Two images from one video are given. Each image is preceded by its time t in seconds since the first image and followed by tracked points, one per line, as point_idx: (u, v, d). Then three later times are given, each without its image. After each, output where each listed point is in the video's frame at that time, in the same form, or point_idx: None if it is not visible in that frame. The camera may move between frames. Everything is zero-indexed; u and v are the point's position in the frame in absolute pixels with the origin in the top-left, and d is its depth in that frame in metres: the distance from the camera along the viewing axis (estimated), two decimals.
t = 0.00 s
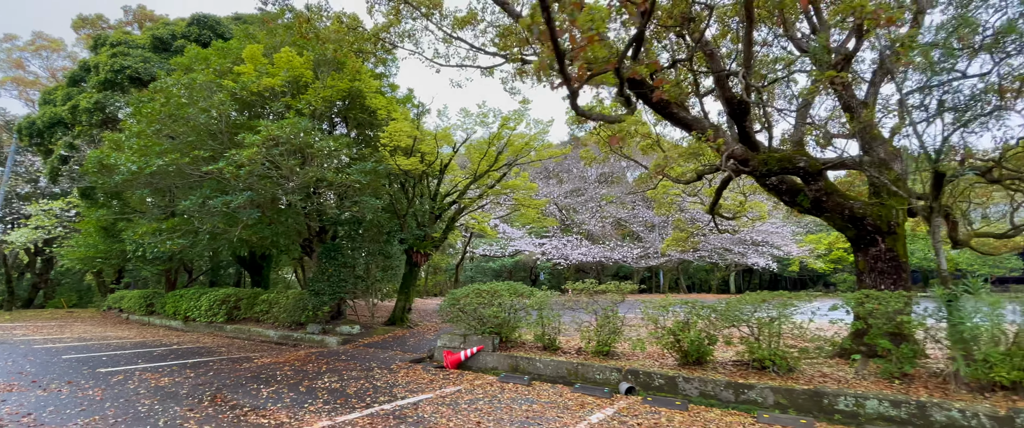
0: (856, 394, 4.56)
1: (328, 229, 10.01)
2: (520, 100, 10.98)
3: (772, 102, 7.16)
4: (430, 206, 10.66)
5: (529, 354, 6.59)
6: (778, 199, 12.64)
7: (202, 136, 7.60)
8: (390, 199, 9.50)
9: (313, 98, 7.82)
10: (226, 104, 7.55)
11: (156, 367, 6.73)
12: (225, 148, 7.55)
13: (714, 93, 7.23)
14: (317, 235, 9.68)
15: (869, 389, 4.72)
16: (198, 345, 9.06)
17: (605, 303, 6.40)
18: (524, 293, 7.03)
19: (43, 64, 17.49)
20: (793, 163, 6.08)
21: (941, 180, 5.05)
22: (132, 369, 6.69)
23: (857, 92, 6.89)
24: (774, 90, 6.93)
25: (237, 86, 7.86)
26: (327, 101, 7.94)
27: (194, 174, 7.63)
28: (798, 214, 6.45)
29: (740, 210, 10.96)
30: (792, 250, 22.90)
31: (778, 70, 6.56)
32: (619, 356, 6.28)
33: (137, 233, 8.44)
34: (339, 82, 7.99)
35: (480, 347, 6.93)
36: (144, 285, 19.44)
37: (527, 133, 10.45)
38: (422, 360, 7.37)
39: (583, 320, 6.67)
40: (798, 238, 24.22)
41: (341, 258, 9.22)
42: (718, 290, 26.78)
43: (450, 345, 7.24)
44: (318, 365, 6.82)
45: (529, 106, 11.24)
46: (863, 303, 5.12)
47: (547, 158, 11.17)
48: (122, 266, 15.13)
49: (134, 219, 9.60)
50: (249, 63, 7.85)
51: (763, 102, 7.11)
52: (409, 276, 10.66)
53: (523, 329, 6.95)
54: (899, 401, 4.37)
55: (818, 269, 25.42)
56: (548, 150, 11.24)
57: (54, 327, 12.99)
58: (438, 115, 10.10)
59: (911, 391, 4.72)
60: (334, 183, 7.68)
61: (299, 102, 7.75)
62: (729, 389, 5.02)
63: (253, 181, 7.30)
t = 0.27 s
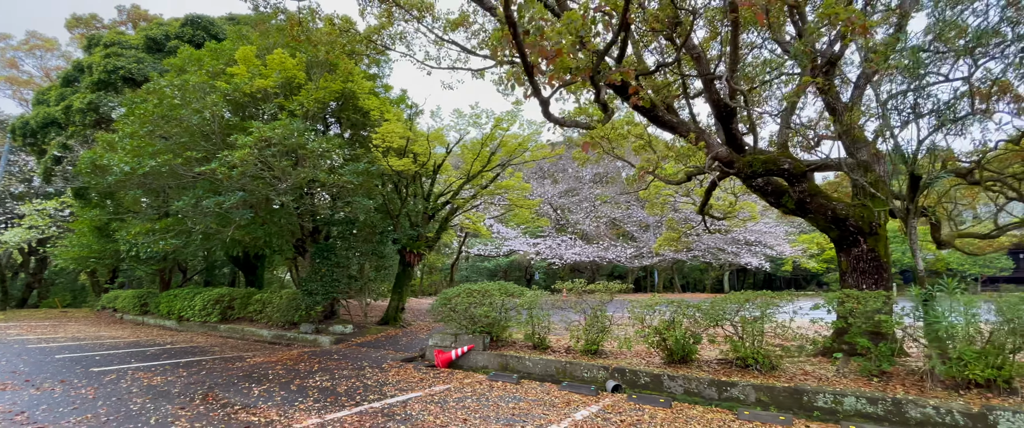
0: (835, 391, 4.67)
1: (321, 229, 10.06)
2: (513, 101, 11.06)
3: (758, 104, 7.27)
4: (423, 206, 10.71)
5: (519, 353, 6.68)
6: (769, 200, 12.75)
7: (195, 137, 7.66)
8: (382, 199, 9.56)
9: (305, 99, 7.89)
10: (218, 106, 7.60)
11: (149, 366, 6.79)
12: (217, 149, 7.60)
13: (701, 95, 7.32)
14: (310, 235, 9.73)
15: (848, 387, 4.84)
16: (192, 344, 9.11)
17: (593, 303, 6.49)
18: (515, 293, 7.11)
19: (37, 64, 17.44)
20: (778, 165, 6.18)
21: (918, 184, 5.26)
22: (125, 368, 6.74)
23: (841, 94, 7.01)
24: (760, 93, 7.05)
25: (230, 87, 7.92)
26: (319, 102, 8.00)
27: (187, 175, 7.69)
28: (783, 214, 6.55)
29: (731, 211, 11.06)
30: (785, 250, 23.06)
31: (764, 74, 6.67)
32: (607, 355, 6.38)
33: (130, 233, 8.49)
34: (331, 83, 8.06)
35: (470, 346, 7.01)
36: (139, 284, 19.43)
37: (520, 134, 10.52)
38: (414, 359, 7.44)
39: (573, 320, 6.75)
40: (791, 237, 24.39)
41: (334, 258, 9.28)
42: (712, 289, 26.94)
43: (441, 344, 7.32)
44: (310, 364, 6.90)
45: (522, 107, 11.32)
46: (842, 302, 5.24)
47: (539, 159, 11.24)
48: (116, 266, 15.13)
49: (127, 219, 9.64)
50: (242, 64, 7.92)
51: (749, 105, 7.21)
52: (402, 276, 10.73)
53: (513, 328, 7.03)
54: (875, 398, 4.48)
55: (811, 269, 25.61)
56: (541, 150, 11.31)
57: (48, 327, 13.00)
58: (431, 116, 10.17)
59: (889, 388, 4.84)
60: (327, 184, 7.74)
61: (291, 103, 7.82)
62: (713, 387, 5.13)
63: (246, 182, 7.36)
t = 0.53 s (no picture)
0: (816, 388, 4.77)
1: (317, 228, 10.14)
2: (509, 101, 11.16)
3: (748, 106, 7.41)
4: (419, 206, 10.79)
5: (511, 351, 6.79)
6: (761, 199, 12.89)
7: (191, 138, 7.75)
8: (377, 199, 9.64)
9: (301, 100, 8.01)
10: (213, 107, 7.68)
11: (145, 365, 6.87)
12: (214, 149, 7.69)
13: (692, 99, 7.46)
14: (306, 234, 9.80)
15: (830, 383, 4.95)
16: (188, 343, 9.19)
17: (583, 302, 6.59)
18: (508, 292, 7.21)
19: (34, 64, 17.46)
20: (765, 166, 6.27)
21: (897, 185, 5.36)
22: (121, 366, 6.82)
23: (829, 96, 7.12)
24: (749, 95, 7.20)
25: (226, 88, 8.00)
26: (314, 103, 8.11)
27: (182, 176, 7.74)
28: (770, 215, 6.66)
29: (724, 211, 11.16)
30: (781, 249, 23.17)
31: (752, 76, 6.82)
32: (597, 352, 6.49)
33: (127, 234, 8.56)
34: (327, 85, 8.16)
35: (464, 344, 7.09)
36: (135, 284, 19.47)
37: (515, 134, 10.59)
38: (408, 357, 7.53)
39: (564, 319, 6.86)
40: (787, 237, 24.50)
41: (330, 257, 9.36)
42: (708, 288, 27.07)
43: (435, 342, 7.41)
44: (305, 363, 6.98)
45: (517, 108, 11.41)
46: (826, 301, 5.35)
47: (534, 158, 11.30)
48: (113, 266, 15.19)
49: (124, 219, 9.71)
50: (238, 65, 8.03)
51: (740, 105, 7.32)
52: (398, 275, 10.81)
53: (506, 326, 7.13)
54: (856, 394, 4.59)
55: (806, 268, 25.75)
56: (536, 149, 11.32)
57: (45, 327, 13.04)
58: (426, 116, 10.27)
59: (871, 384, 4.94)
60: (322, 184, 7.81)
61: (288, 104, 7.94)
62: (699, 384, 5.23)
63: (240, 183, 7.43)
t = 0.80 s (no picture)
0: (797, 384, 4.90)
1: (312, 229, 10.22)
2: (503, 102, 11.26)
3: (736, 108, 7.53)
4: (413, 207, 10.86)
5: (503, 350, 6.90)
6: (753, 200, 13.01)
7: (186, 139, 7.84)
8: (372, 200, 9.72)
9: (297, 102, 8.14)
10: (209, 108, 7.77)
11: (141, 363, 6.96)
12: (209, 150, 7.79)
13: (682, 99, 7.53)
14: (301, 234, 9.89)
15: (811, 380, 5.08)
16: (184, 342, 9.28)
17: (574, 302, 6.70)
18: (500, 292, 7.32)
19: (30, 63, 17.50)
20: (751, 168, 6.38)
21: (875, 186, 5.82)
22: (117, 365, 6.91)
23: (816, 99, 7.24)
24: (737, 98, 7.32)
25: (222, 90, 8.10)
26: (309, 104, 8.22)
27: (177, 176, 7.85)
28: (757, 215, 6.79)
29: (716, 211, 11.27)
30: (775, 249, 23.30)
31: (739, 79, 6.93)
32: (587, 351, 6.61)
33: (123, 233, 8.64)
34: (322, 87, 8.27)
35: (456, 343, 7.20)
36: (132, 283, 19.51)
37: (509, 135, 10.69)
38: (401, 356, 7.63)
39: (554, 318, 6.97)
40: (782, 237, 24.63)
41: (324, 257, 9.45)
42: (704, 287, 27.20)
43: (428, 341, 7.51)
44: (299, 361, 7.07)
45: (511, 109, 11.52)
46: (808, 300, 5.47)
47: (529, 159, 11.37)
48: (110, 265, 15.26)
49: (120, 219, 9.79)
50: (234, 67, 8.14)
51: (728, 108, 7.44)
52: (393, 274, 10.90)
53: (498, 325, 7.24)
54: (834, 390, 4.71)
55: (801, 267, 25.89)
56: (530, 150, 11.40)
57: (41, 326, 13.11)
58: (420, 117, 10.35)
59: (850, 381, 5.06)
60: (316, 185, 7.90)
61: (283, 105, 8.05)
62: (684, 381, 5.35)
63: (235, 184, 7.52)
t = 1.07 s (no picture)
0: (778, 382, 5.01)
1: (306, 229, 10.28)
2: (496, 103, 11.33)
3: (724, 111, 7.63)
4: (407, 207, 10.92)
5: (494, 349, 6.99)
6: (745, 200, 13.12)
7: (181, 140, 7.91)
8: (365, 200, 9.79)
9: (291, 104, 8.23)
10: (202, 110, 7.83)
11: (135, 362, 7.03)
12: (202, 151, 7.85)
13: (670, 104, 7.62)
14: (295, 235, 9.96)
15: (792, 378, 5.19)
16: (179, 342, 9.35)
17: (563, 301, 6.79)
18: (491, 291, 7.40)
19: (25, 63, 17.49)
20: (738, 170, 6.47)
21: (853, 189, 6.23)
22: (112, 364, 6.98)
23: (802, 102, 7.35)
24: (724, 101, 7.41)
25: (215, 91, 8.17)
26: (302, 106, 8.29)
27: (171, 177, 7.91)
28: (744, 216, 6.90)
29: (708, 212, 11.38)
30: (770, 249, 23.42)
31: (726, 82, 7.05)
32: (576, 350, 6.71)
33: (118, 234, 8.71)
34: (315, 89, 8.36)
35: (448, 342, 7.28)
36: (127, 283, 19.53)
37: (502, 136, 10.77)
38: (393, 355, 7.71)
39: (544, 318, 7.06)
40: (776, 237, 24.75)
41: (319, 257, 9.53)
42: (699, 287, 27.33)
43: (420, 340, 7.59)
44: (292, 361, 7.14)
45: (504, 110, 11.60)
46: (791, 300, 5.58)
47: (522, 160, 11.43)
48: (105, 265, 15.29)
49: (115, 219, 9.83)
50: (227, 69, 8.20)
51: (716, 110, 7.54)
52: (387, 274, 10.98)
53: (489, 325, 7.32)
54: (814, 388, 4.82)
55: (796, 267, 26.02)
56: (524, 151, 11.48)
57: (36, 325, 13.14)
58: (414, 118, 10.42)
59: (831, 379, 5.17)
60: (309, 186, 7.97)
61: (276, 107, 8.14)
62: (669, 379, 5.46)
63: (229, 185, 7.59)
